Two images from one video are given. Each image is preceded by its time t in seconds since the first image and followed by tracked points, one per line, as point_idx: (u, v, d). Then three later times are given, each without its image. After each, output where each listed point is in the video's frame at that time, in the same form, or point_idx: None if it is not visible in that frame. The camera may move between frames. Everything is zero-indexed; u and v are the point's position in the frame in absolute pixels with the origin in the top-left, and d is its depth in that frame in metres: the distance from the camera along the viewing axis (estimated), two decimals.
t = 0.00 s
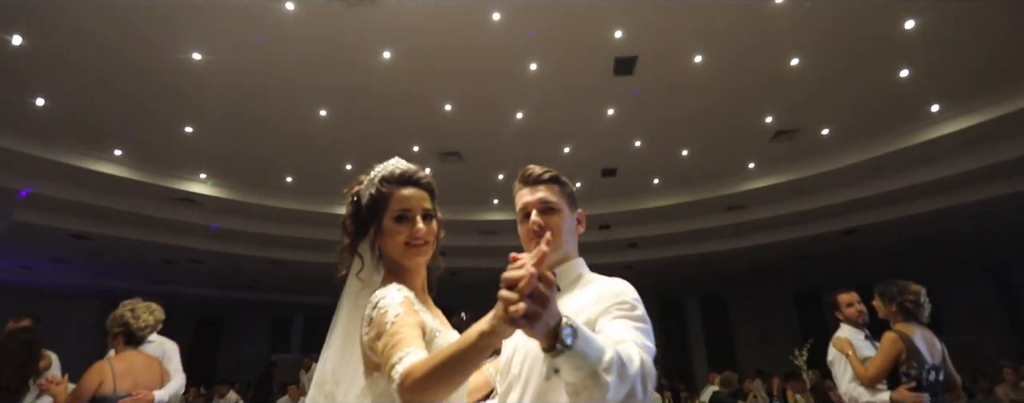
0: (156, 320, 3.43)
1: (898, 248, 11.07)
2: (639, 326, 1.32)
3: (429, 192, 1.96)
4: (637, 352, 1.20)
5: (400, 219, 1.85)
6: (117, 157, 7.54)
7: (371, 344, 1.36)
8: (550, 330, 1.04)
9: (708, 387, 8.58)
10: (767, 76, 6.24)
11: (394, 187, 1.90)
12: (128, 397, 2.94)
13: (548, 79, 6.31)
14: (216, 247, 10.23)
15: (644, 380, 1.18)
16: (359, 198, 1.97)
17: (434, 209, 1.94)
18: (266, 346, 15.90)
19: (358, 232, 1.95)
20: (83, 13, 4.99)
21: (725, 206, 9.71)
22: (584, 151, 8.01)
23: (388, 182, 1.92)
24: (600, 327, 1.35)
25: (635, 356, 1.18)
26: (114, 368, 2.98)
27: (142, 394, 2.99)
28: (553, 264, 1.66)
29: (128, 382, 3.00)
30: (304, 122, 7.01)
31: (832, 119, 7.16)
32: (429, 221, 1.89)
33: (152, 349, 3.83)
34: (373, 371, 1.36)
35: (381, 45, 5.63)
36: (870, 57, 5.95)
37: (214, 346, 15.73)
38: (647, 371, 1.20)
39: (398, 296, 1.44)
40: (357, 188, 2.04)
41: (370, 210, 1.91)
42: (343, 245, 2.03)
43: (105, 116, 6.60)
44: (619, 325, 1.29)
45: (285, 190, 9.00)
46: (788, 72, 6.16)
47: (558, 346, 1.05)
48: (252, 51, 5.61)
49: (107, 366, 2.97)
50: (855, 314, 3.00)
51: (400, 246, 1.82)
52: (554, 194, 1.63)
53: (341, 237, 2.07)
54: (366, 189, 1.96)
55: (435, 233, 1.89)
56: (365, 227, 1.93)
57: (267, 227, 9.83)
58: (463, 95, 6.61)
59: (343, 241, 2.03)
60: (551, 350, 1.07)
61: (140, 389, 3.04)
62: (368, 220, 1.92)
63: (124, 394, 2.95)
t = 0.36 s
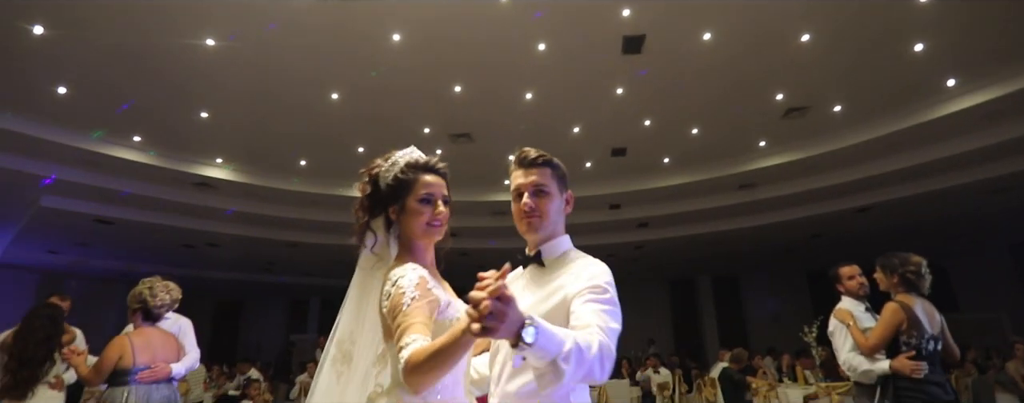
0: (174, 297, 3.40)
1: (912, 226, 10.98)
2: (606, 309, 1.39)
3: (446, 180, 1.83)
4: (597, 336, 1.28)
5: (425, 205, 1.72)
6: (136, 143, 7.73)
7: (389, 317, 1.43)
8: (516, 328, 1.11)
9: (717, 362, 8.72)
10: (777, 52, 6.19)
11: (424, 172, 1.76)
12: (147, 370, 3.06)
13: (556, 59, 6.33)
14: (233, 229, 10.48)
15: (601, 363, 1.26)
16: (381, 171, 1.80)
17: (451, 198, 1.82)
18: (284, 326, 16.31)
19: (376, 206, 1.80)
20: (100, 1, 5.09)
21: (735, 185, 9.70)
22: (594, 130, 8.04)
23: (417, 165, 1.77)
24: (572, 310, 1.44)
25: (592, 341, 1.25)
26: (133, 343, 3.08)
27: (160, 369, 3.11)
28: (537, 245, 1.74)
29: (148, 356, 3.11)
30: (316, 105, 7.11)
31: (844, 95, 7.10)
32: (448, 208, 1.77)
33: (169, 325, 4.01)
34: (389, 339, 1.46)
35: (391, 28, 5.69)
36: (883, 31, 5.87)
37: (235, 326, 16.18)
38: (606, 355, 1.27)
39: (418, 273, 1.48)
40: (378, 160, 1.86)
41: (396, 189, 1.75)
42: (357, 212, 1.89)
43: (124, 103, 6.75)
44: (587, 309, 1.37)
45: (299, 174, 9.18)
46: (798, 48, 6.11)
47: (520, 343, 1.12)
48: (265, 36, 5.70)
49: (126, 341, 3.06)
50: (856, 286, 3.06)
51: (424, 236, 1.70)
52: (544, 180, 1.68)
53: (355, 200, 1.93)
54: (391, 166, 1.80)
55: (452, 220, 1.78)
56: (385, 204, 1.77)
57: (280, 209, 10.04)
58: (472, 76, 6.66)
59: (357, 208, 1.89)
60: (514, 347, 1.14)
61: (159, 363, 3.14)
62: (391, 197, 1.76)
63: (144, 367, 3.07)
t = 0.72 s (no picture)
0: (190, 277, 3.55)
1: (930, 205, 10.86)
2: (585, 289, 1.52)
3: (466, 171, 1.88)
4: (568, 316, 1.41)
5: (455, 191, 1.75)
6: (158, 131, 7.93)
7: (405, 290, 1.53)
8: (485, 321, 1.27)
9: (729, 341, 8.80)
10: (790, 31, 6.14)
11: (455, 160, 1.80)
12: (166, 345, 3.23)
13: (567, 41, 6.36)
14: (254, 214, 10.78)
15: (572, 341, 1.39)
16: (410, 153, 1.78)
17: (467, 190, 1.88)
18: (305, 308, 16.73)
19: (402, 184, 1.77)
20: None
21: (749, 165, 9.67)
22: (605, 112, 8.07)
23: (450, 153, 1.79)
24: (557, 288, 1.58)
25: (563, 320, 1.38)
26: (153, 318, 3.25)
27: (179, 343, 3.27)
28: (532, 226, 1.86)
29: (166, 331, 3.27)
30: (331, 91, 7.24)
31: (858, 73, 7.02)
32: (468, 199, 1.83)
33: (184, 304, 4.21)
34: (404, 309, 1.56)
35: (402, 14, 5.77)
36: (899, 7, 5.79)
37: (257, 307, 16.65)
38: (577, 332, 1.40)
39: (435, 250, 1.56)
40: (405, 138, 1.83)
41: (428, 172, 1.74)
42: (375, 186, 1.83)
43: (146, 93, 6.94)
44: (567, 291, 1.51)
45: (316, 159, 9.37)
46: (811, 25, 6.05)
47: (490, 329, 1.27)
48: (279, 24, 5.80)
49: (147, 316, 3.23)
50: (858, 262, 3.26)
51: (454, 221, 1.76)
52: (540, 168, 1.77)
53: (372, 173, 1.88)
54: (421, 147, 1.79)
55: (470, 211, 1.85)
56: (413, 185, 1.75)
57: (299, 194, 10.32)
58: (483, 60, 6.72)
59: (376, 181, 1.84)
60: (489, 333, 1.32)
61: (178, 338, 3.30)
62: (420, 178, 1.75)
63: (164, 341, 3.24)
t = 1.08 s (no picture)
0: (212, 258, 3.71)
1: (946, 185, 10.74)
2: (580, 265, 1.65)
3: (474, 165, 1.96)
4: (564, 289, 1.53)
5: (472, 182, 1.84)
6: (178, 120, 8.16)
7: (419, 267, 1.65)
8: (486, 291, 1.39)
9: (739, 321, 8.90)
10: (800, 11, 6.10)
11: (473, 152, 1.88)
12: (189, 324, 3.41)
13: (575, 26, 6.39)
14: (272, 199, 11.06)
15: (566, 311, 1.53)
16: (438, 142, 1.82)
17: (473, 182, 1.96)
18: (323, 290, 17.12)
19: (431, 171, 1.79)
20: None
21: (761, 147, 9.64)
22: (615, 95, 8.10)
23: (470, 147, 1.87)
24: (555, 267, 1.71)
25: (558, 294, 1.51)
26: (178, 298, 3.41)
27: (202, 323, 3.46)
28: (534, 212, 1.97)
29: (190, 311, 3.45)
30: (344, 79, 7.36)
31: (871, 53, 6.94)
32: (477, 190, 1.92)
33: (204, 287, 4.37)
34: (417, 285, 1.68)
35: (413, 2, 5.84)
36: None
37: (276, 289, 17.12)
38: (571, 303, 1.53)
39: (446, 230, 1.66)
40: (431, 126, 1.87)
41: (455, 161, 1.80)
42: (404, 170, 1.82)
43: (166, 84, 7.14)
44: (564, 267, 1.63)
45: (331, 145, 9.55)
46: (823, 6, 6.01)
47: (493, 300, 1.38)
48: (292, 14, 5.90)
49: (172, 296, 3.40)
50: (856, 241, 3.43)
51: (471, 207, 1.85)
52: (539, 159, 1.88)
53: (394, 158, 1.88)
54: (445, 138, 1.85)
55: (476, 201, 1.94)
56: (441, 172, 1.79)
57: (316, 179, 10.54)
58: (493, 46, 6.79)
59: (403, 166, 1.83)
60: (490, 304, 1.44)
61: (201, 318, 3.48)
62: (446, 166, 1.80)
63: (188, 321, 3.42)
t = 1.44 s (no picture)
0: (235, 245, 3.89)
1: (961, 167, 10.62)
2: (590, 245, 1.77)
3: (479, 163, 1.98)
4: (576, 268, 1.65)
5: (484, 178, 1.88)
6: (196, 108, 8.36)
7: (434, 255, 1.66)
8: (510, 271, 1.47)
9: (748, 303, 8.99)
10: None
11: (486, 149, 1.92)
12: (215, 306, 3.60)
13: (583, 11, 6.42)
14: (287, 183, 11.30)
15: (581, 286, 1.65)
16: (458, 137, 1.83)
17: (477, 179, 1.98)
18: (337, 273, 17.47)
19: (451, 164, 1.79)
20: None
21: (771, 129, 9.58)
22: (624, 79, 8.12)
23: (484, 145, 1.91)
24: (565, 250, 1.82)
25: (573, 271, 1.63)
26: (205, 282, 3.60)
27: (226, 306, 3.65)
28: (540, 201, 2.08)
29: (215, 295, 3.63)
30: (355, 66, 7.47)
31: (883, 34, 6.86)
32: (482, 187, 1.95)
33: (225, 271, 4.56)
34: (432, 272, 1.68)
35: None
36: None
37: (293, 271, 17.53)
38: (585, 280, 1.66)
39: (461, 221, 1.69)
40: (449, 122, 1.87)
41: (473, 157, 1.82)
42: (427, 162, 1.78)
43: (183, 73, 7.31)
44: (575, 248, 1.75)
45: (344, 131, 9.71)
46: None
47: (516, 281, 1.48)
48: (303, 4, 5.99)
49: (199, 280, 3.59)
50: (855, 226, 3.53)
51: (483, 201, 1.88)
52: (543, 150, 1.99)
53: (412, 148, 1.84)
54: (462, 134, 1.86)
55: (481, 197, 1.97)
56: (460, 166, 1.80)
57: (330, 164, 10.74)
58: (502, 32, 6.84)
59: (424, 156, 1.79)
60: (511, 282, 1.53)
61: (225, 301, 3.68)
62: (466, 161, 1.82)
63: (214, 304, 3.61)
